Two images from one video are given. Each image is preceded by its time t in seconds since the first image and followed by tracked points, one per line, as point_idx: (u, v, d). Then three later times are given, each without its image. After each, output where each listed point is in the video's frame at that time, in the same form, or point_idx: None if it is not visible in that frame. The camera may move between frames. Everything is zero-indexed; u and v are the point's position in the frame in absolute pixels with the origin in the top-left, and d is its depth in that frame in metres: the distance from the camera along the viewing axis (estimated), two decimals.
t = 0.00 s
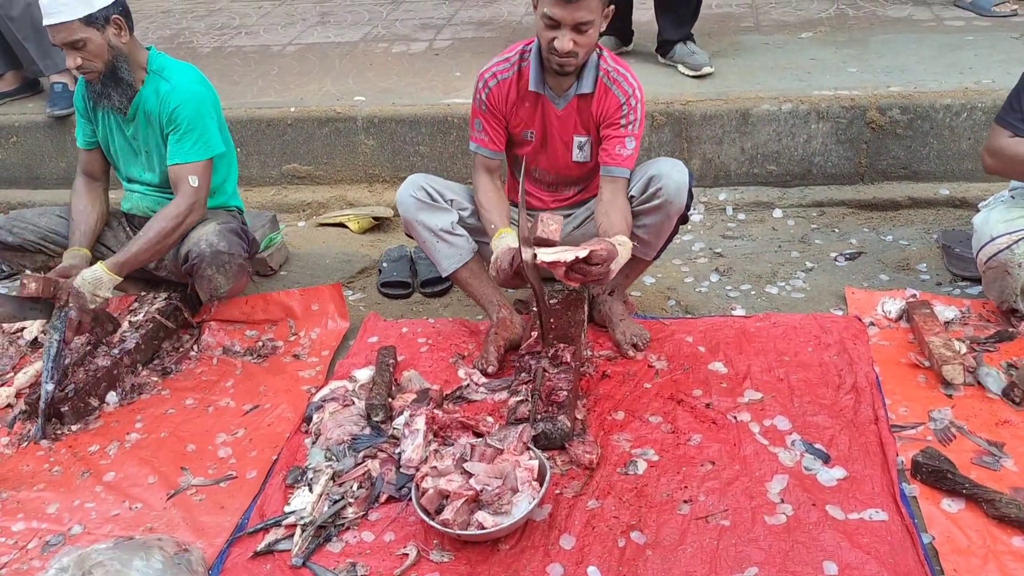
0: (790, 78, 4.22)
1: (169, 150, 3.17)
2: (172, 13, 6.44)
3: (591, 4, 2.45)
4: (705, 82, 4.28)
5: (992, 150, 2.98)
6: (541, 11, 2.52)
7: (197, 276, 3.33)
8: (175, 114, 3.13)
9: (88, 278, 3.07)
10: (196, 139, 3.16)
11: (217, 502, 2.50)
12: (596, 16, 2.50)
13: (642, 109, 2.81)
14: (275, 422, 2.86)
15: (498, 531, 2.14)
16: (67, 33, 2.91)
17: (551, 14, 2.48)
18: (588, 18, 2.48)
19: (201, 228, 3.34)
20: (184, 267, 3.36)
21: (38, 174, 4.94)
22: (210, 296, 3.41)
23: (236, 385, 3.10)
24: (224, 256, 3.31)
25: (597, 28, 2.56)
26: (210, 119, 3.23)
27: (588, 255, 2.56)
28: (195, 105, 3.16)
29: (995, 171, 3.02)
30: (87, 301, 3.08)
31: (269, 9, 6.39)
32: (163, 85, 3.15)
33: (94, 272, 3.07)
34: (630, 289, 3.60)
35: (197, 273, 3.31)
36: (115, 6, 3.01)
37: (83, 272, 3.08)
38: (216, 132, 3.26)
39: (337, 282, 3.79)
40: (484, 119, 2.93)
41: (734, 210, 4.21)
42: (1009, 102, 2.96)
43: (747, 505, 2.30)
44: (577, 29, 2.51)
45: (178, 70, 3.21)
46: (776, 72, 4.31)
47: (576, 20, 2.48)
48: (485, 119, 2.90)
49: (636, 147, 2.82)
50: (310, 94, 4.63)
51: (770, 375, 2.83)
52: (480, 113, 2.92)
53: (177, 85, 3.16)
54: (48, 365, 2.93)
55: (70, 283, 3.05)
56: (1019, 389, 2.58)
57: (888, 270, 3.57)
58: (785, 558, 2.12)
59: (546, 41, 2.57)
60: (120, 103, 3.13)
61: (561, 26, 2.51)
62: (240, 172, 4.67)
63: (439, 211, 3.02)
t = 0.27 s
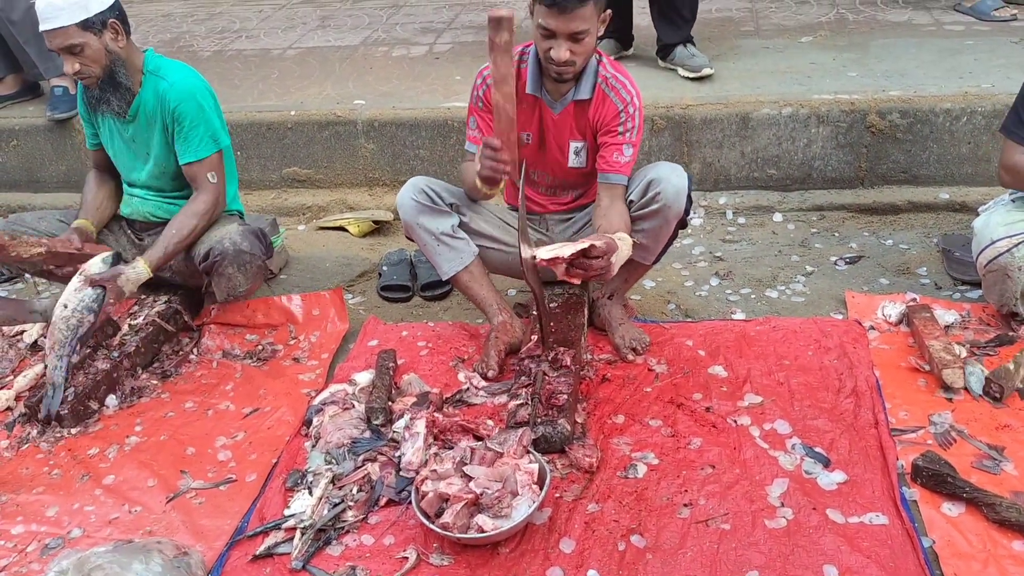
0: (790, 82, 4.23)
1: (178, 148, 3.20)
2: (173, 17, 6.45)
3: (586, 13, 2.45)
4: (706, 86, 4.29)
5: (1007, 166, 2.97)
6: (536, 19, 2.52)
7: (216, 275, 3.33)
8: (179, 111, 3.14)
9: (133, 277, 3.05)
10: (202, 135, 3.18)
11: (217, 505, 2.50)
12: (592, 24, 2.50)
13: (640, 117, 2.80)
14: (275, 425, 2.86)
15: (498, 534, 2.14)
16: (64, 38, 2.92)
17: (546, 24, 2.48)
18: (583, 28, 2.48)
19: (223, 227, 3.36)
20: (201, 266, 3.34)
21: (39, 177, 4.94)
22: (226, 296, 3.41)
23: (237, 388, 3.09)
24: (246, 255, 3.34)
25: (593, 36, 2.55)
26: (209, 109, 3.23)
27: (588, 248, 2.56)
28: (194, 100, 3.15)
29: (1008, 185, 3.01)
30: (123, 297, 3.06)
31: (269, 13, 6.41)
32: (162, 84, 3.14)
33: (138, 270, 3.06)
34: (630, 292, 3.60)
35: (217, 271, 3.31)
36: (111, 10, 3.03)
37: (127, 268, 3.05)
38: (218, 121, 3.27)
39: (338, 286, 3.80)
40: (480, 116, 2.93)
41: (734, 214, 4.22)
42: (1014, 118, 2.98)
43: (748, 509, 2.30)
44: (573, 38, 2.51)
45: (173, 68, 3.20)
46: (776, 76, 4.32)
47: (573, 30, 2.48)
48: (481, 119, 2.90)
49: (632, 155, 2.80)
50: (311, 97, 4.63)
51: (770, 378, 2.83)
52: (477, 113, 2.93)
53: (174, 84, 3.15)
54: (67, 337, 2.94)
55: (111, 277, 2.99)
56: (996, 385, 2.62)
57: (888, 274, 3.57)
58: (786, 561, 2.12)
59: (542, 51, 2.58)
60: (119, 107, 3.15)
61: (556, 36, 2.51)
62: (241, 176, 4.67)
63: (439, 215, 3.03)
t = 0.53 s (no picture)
0: (793, 82, 4.23)
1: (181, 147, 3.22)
2: (176, 17, 6.46)
3: (596, 19, 2.46)
4: (708, 86, 4.29)
5: (1018, 167, 2.97)
6: (546, 23, 2.51)
7: (218, 274, 3.33)
8: (184, 110, 3.16)
9: (137, 276, 3.09)
10: (208, 134, 3.22)
11: (220, 505, 2.50)
12: (599, 29, 2.50)
13: (643, 117, 2.83)
14: (278, 424, 2.86)
15: (500, 534, 2.14)
16: (61, 41, 2.92)
17: (556, 27, 2.47)
18: (591, 32, 2.48)
19: (224, 225, 3.37)
20: (203, 265, 3.35)
21: (42, 177, 4.95)
22: (228, 294, 3.41)
23: (239, 388, 3.10)
24: (248, 254, 3.34)
25: (601, 41, 2.55)
26: (213, 108, 3.25)
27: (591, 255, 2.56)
28: (197, 100, 3.17)
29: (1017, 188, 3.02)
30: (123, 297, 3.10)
31: (272, 13, 6.41)
32: (165, 85, 3.15)
33: (139, 270, 3.10)
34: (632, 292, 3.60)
35: (219, 270, 3.32)
36: (108, 12, 3.03)
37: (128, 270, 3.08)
38: (222, 118, 3.31)
39: (340, 285, 3.80)
40: (485, 126, 2.93)
41: (737, 214, 4.22)
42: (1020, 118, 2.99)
43: (750, 509, 2.30)
44: (581, 43, 2.50)
45: (176, 69, 3.21)
46: (778, 76, 4.32)
47: (582, 36, 2.48)
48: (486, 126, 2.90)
49: (635, 155, 2.83)
50: (313, 97, 4.64)
51: (773, 379, 2.83)
52: (481, 121, 2.92)
53: (178, 83, 3.16)
54: (71, 335, 3.00)
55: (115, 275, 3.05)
56: (999, 384, 2.62)
57: (891, 274, 3.57)
58: (788, 562, 2.12)
59: (550, 54, 2.56)
60: (120, 109, 3.15)
61: (565, 39, 2.49)
62: (244, 175, 4.68)
63: (441, 215, 3.03)
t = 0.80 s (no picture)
0: (793, 83, 4.23)
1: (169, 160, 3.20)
2: (178, 18, 6.47)
3: (585, 30, 2.44)
4: (710, 86, 4.30)
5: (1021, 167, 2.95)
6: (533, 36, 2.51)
7: (204, 281, 3.33)
8: (175, 124, 3.14)
9: (114, 298, 3.01)
10: (197, 152, 3.19)
11: (221, 505, 2.51)
12: (589, 39, 2.48)
13: (644, 123, 2.79)
14: (279, 425, 2.87)
15: (501, 534, 2.14)
16: (60, 44, 2.93)
17: (542, 41, 2.47)
18: (580, 44, 2.46)
19: (210, 233, 3.36)
20: (190, 272, 3.36)
21: (44, 178, 4.96)
22: (216, 301, 3.40)
23: (241, 389, 3.10)
24: (233, 261, 3.34)
25: (592, 50, 2.53)
26: (208, 126, 3.24)
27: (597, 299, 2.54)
28: (192, 115, 3.16)
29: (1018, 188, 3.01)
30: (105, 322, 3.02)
31: (274, 14, 6.42)
32: (161, 96, 3.15)
33: (116, 293, 3.02)
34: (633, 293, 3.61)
35: (205, 277, 3.32)
36: (109, 16, 3.04)
37: (105, 293, 3.00)
38: (214, 137, 3.27)
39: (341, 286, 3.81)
40: (485, 122, 2.96)
41: (738, 215, 4.22)
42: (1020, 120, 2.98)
43: (751, 510, 2.30)
44: (570, 55, 2.48)
45: (174, 80, 3.21)
46: (779, 77, 4.32)
47: (570, 48, 2.46)
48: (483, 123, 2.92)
49: (635, 162, 2.80)
50: (315, 98, 4.65)
51: (773, 380, 2.83)
52: (481, 116, 2.95)
53: (173, 97, 3.15)
54: (55, 364, 2.90)
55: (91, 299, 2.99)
56: (1000, 384, 2.61)
57: (892, 275, 3.57)
58: (789, 562, 2.12)
59: (541, 65, 2.56)
60: (117, 114, 3.15)
61: (553, 52, 2.49)
62: (245, 177, 4.69)
63: (445, 214, 3.04)
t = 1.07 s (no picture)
0: (793, 85, 4.23)
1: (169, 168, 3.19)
2: (178, 21, 6.48)
3: (575, 53, 2.35)
4: (710, 89, 4.30)
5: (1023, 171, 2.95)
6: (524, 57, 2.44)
7: (199, 286, 3.33)
8: (176, 132, 3.14)
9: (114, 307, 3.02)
10: (198, 159, 3.19)
11: (221, 508, 2.51)
12: (580, 63, 2.39)
13: (637, 137, 2.73)
14: (279, 428, 2.86)
15: (501, 537, 2.13)
16: (64, 47, 2.93)
17: (531, 63, 2.40)
18: (571, 68, 2.38)
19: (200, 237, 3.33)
20: (184, 276, 3.34)
21: (44, 181, 4.96)
22: (212, 305, 3.41)
23: (241, 391, 3.10)
24: (225, 264, 3.32)
25: (585, 74, 2.45)
26: (210, 133, 3.24)
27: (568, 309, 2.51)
28: (193, 123, 3.16)
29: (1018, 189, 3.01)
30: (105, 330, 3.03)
31: (273, 17, 6.43)
32: (163, 103, 3.15)
33: (117, 302, 3.03)
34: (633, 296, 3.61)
35: (200, 283, 3.32)
36: (112, 20, 3.04)
37: (108, 303, 3.01)
38: (215, 144, 3.27)
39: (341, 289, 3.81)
40: (484, 133, 2.96)
41: (738, 217, 4.22)
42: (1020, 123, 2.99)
43: (751, 512, 2.30)
44: (561, 77, 2.40)
45: (176, 84, 3.21)
46: (779, 79, 4.32)
47: (559, 71, 2.38)
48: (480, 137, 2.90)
49: (628, 177, 2.73)
50: (315, 101, 4.65)
51: (774, 382, 2.83)
52: (479, 129, 2.95)
53: (175, 103, 3.16)
54: (52, 373, 2.93)
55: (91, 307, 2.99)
56: (1000, 387, 2.61)
57: (892, 277, 3.57)
58: (790, 565, 2.12)
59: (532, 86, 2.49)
60: (120, 117, 3.16)
61: (543, 75, 2.41)
62: (245, 179, 4.69)
63: (447, 216, 3.04)
